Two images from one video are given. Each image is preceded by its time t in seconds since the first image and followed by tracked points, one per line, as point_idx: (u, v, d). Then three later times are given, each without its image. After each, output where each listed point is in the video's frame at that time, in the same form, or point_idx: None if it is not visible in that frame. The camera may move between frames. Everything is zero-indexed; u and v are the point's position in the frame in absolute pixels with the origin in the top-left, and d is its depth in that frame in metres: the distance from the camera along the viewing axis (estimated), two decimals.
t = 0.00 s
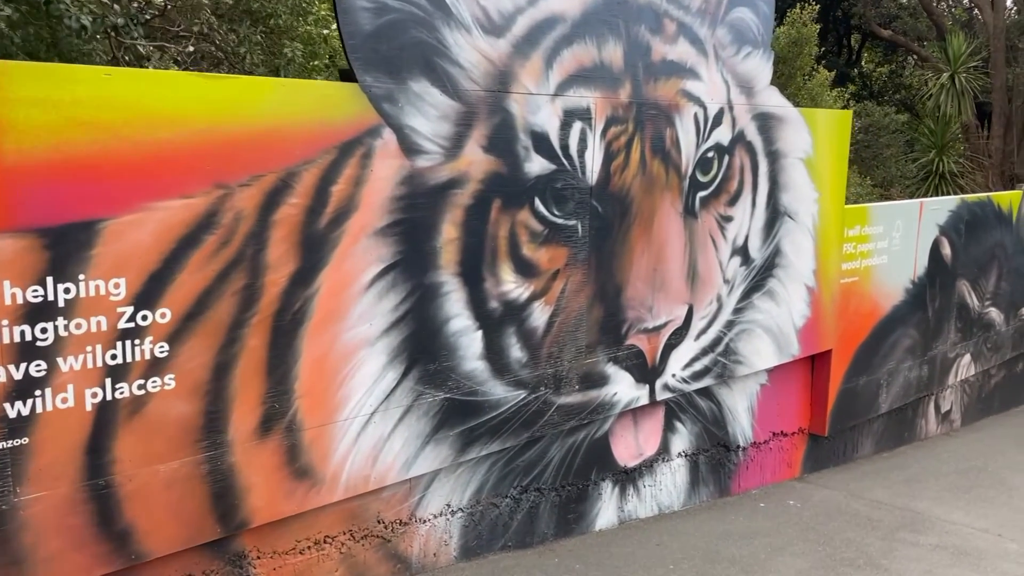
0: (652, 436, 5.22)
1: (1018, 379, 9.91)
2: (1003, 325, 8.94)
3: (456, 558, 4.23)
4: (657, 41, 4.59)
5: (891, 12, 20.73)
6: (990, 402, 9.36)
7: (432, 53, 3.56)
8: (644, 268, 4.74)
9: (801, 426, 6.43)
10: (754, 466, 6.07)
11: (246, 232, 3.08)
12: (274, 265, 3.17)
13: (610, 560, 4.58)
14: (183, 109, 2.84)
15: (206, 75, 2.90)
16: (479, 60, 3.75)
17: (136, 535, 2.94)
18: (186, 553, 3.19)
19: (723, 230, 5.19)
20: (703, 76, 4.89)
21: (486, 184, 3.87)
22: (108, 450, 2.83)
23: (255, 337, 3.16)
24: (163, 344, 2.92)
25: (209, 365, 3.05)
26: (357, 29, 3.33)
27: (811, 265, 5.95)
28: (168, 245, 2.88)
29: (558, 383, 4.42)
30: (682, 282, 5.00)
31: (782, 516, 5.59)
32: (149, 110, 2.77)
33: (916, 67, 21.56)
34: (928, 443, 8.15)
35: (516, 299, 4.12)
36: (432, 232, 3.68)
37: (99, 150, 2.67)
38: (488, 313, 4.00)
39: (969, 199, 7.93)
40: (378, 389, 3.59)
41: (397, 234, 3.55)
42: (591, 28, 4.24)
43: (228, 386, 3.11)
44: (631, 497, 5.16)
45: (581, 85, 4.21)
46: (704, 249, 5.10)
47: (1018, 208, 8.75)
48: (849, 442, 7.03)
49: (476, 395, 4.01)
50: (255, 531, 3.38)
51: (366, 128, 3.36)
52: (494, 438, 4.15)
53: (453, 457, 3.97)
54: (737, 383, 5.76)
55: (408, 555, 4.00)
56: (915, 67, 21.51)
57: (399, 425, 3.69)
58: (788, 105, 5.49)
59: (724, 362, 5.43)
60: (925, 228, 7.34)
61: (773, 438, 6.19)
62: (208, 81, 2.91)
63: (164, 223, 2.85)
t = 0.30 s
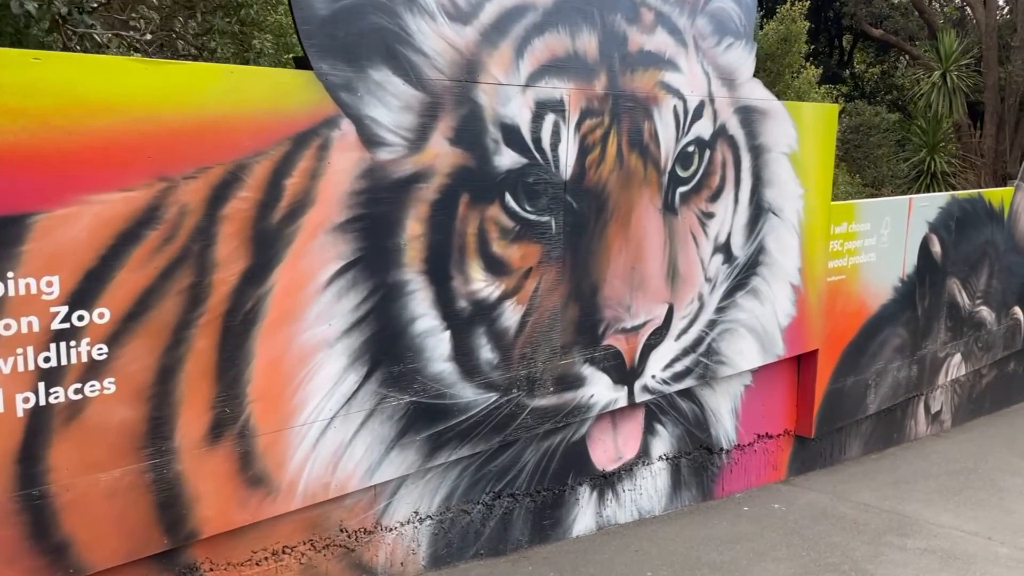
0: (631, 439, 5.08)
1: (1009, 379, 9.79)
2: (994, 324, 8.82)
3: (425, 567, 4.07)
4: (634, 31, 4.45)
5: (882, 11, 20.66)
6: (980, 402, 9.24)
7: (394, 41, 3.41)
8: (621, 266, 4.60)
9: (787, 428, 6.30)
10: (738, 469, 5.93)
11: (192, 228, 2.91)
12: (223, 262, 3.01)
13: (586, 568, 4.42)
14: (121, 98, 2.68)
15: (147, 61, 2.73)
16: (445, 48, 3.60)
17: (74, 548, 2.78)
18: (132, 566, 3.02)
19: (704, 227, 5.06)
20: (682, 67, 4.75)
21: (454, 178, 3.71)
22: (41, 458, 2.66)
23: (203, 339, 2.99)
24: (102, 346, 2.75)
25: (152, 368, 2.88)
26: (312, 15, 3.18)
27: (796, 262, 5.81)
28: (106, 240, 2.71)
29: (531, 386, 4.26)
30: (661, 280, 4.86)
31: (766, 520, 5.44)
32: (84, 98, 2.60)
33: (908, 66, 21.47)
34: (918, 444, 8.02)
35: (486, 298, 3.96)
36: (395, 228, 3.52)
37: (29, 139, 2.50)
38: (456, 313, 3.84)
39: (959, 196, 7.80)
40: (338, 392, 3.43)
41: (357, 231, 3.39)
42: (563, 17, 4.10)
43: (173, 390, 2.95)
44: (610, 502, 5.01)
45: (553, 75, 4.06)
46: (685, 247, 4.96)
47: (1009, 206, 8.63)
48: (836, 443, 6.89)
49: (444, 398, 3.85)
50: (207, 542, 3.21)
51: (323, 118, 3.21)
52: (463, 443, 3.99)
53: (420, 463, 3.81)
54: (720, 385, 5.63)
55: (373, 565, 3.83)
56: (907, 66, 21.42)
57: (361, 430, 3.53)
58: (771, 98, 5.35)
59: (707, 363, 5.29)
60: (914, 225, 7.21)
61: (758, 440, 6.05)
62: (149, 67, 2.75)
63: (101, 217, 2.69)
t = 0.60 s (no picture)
0: (611, 441, 4.93)
1: (1002, 378, 9.67)
2: (985, 323, 8.69)
3: None
4: (611, 20, 4.31)
5: (876, 7, 20.54)
6: (972, 402, 9.12)
7: (353, 27, 3.26)
8: (599, 263, 4.45)
9: (773, 429, 6.16)
10: (723, 471, 5.79)
11: (134, 222, 2.76)
12: (169, 259, 2.85)
13: None
14: (54, 84, 2.52)
15: (82, 45, 2.57)
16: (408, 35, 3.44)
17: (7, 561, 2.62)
18: None
19: (685, 223, 4.91)
20: (662, 58, 4.61)
21: (419, 171, 3.55)
22: None
23: (148, 339, 2.84)
24: (35, 348, 2.58)
25: (92, 370, 2.72)
26: None
27: (782, 260, 5.67)
28: (38, 234, 2.55)
29: (504, 387, 4.10)
30: (640, 278, 4.71)
31: (750, 524, 5.30)
32: (12, 84, 2.44)
33: (902, 62, 21.35)
34: (908, 445, 7.89)
35: (455, 296, 3.81)
36: (356, 224, 3.36)
37: None
38: (423, 312, 3.68)
39: (950, 192, 7.67)
40: (296, 395, 3.27)
41: (315, 226, 3.23)
42: (536, 4, 3.95)
43: (115, 394, 2.79)
44: (589, 506, 4.86)
45: (525, 65, 3.92)
46: (665, 243, 4.82)
47: (1000, 202, 8.51)
48: (824, 444, 6.75)
49: (410, 400, 3.69)
50: (156, 553, 3.06)
51: (277, 108, 3.06)
52: (432, 447, 3.83)
53: (385, 468, 3.65)
54: (704, 385, 5.49)
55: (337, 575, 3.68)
56: (901, 62, 21.30)
57: (321, 435, 3.37)
58: (755, 91, 5.21)
59: (689, 363, 5.14)
60: (904, 222, 7.07)
61: (743, 442, 5.91)
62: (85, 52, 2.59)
63: (32, 210, 2.52)
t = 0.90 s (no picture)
0: (590, 444, 4.79)
1: (996, 378, 9.54)
2: (978, 321, 8.55)
3: None
4: (586, 8, 4.18)
5: (871, 3, 20.42)
6: (965, 401, 8.99)
7: (310, 12, 3.12)
8: (575, 259, 4.31)
9: (759, 430, 6.02)
10: (708, 473, 5.64)
11: (71, 216, 2.61)
12: (109, 254, 2.70)
13: None
14: None
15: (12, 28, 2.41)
16: (370, 20, 3.30)
17: None
18: None
19: (666, 219, 4.77)
20: (641, 48, 4.46)
21: (383, 163, 3.40)
22: None
23: (87, 339, 2.69)
24: None
25: (26, 372, 2.57)
26: None
27: (767, 256, 5.53)
28: None
29: (476, 388, 3.96)
30: (619, 275, 4.57)
31: (734, 528, 5.16)
32: None
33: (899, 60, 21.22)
34: (900, 445, 7.75)
35: (423, 294, 3.66)
36: (315, 219, 3.21)
37: None
38: (388, 311, 3.53)
39: (941, 188, 7.54)
40: (250, 398, 3.12)
41: (269, 221, 3.08)
42: None
43: (51, 397, 2.64)
44: (567, 510, 4.72)
45: (495, 54, 3.78)
46: (645, 239, 4.67)
47: (993, 199, 8.38)
48: (813, 445, 6.61)
49: (375, 403, 3.54)
50: (100, 563, 2.91)
51: (226, 96, 2.91)
52: (398, 451, 3.69)
53: (348, 474, 3.50)
54: (687, 386, 5.34)
55: None
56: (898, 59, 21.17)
57: (277, 439, 3.23)
58: (739, 83, 5.07)
59: (671, 362, 5.00)
60: (894, 218, 6.93)
61: (728, 443, 5.77)
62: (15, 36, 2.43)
63: None
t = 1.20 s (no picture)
0: (569, 446, 4.64)
1: (991, 376, 9.41)
2: (973, 319, 8.42)
3: None
4: None
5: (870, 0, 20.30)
6: (960, 401, 8.85)
7: None
8: (551, 256, 4.16)
9: (747, 431, 5.88)
10: (693, 476, 5.50)
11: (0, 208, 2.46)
12: (43, 249, 2.56)
13: None
14: None
15: None
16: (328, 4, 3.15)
17: None
18: None
19: (647, 214, 4.63)
20: (619, 38, 4.32)
21: (343, 155, 3.25)
22: None
23: (20, 340, 2.54)
24: None
25: None
26: None
27: (753, 253, 5.38)
28: None
29: (446, 389, 3.82)
30: (598, 272, 4.43)
31: (719, 532, 5.02)
32: None
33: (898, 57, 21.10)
34: (892, 445, 7.62)
35: (389, 292, 3.51)
36: (269, 213, 3.07)
37: None
38: (351, 309, 3.38)
39: (935, 183, 7.40)
40: (201, 401, 2.98)
41: (220, 216, 2.94)
42: None
43: None
44: (545, 515, 4.57)
45: (464, 42, 3.63)
46: (624, 235, 4.53)
47: (987, 195, 8.25)
48: (802, 446, 6.48)
49: (337, 405, 3.40)
50: None
51: (172, 83, 2.76)
52: (363, 455, 3.54)
53: (308, 479, 3.36)
54: (671, 386, 5.20)
55: None
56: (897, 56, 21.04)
57: (230, 443, 3.09)
58: (723, 75, 4.92)
59: (653, 362, 4.86)
60: (885, 214, 6.79)
61: (714, 444, 5.63)
62: None
63: None
